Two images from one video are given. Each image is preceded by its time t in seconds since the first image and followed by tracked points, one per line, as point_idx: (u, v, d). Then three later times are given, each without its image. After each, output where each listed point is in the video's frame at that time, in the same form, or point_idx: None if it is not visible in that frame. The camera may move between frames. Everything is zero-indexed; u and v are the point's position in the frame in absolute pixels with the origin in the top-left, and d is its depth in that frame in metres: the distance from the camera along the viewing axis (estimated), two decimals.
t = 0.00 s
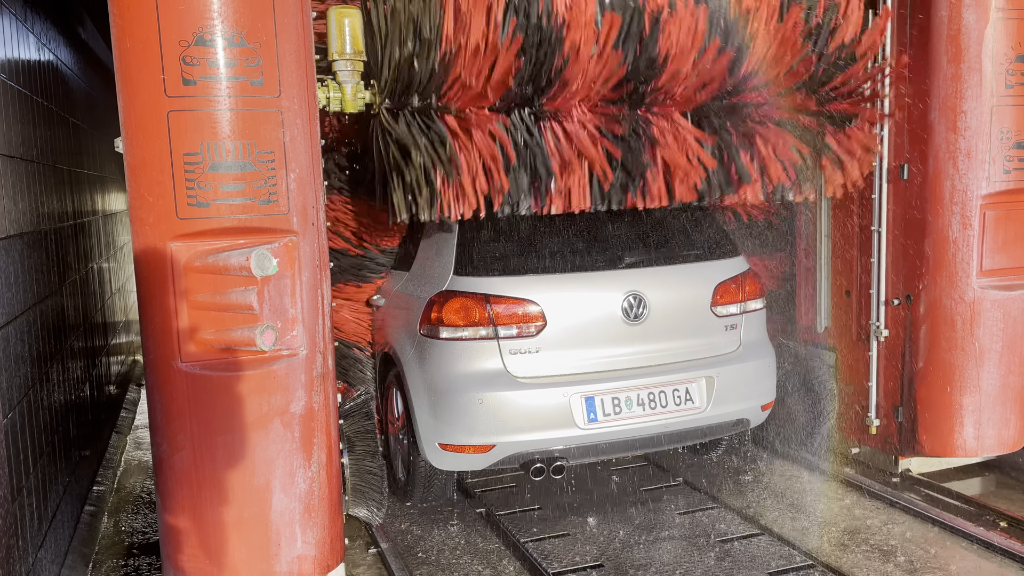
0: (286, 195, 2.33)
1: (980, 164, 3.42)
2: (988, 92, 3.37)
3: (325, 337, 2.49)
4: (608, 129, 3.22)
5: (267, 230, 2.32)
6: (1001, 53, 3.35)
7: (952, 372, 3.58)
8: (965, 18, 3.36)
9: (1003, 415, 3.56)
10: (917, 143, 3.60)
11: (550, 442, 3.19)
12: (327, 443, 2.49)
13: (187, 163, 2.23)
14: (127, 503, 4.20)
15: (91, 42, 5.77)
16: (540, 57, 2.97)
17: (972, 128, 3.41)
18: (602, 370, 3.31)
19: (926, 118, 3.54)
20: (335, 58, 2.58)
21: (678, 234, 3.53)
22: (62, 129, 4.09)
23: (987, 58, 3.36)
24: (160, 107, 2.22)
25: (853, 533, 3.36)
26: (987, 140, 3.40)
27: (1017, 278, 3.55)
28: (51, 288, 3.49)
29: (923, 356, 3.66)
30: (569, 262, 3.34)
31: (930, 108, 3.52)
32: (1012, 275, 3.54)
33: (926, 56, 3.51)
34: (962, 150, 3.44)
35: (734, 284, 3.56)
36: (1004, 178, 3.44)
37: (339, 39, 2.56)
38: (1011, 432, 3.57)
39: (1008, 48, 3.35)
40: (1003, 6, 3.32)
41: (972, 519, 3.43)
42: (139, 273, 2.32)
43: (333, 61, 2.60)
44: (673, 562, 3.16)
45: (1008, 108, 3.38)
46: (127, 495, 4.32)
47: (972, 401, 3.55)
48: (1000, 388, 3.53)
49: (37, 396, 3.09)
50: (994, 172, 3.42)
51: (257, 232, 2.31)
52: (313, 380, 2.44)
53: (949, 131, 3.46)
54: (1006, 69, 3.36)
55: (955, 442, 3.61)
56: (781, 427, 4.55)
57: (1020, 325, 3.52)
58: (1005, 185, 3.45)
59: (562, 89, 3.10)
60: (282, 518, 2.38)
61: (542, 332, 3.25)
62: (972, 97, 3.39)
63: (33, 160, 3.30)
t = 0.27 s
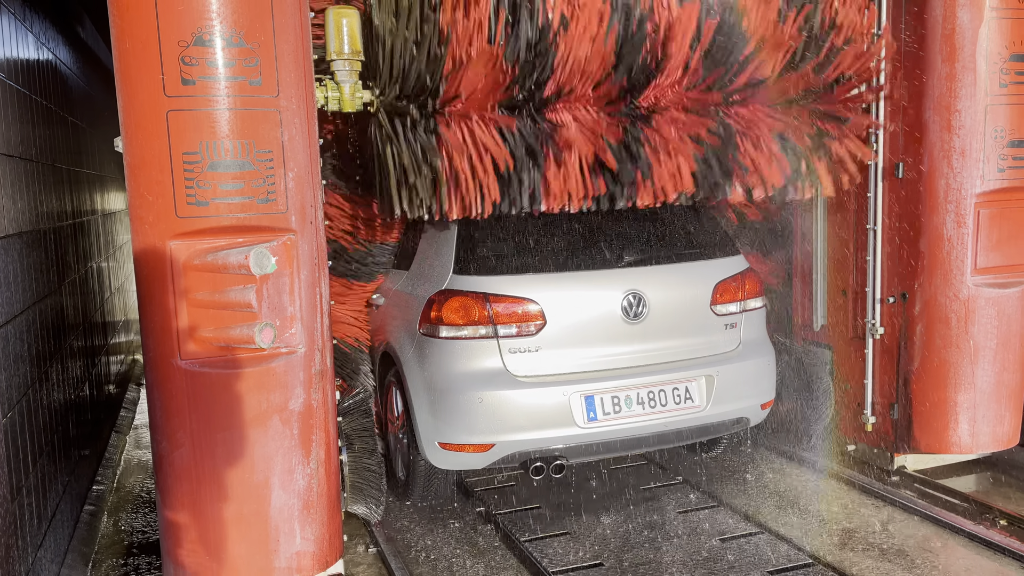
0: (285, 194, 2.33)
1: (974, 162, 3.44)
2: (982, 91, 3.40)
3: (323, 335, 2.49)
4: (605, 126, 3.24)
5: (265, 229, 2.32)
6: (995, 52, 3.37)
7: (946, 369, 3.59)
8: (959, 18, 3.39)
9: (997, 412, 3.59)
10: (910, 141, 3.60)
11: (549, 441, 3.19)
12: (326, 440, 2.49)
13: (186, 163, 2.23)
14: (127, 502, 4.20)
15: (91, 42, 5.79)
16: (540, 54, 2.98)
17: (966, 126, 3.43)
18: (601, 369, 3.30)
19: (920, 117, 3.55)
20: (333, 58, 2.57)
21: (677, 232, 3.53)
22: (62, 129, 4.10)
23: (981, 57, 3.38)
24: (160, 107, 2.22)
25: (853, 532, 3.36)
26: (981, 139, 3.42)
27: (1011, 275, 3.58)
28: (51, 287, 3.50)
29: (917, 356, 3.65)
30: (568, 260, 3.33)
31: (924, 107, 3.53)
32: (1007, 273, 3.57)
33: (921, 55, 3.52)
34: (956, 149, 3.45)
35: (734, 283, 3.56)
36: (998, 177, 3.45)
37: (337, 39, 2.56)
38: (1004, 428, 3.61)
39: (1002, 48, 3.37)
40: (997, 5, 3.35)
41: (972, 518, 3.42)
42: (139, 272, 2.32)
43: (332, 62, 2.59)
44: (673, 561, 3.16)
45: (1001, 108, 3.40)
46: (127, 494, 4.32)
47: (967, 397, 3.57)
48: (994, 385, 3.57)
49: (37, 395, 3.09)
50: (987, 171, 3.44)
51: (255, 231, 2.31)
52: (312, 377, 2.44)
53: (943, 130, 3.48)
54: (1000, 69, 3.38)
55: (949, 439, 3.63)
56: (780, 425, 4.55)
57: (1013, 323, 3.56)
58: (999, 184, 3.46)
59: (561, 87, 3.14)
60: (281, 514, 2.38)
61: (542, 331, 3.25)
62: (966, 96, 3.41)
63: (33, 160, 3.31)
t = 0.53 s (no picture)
0: (284, 193, 2.34)
1: (971, 161, 3.48)
2: (979, 89, 3.43)
3: (322, 333, 2.49)
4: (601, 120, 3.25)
5: (265, 227, 2.32)
6: (991, 51, 3.41)
7: (943, 366, 3.64)
8: (955, 17, 3.42)
9: (993, 409, 3.66)
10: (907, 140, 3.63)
11: (549, 439, 3.18)
12: (325, 437, 2.51)
13: (186, 161, 2.23)
14: (127, 501, 4.20)
15: (91, 41, 5.80)
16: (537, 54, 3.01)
17: (963, 125, 3.46)
18: (601, 367, 3.30)
19: (917, 117, 3.57)
20: (332, 48, 2.63)
21: (679, 230, 3.53)
22: (61, 128, 4.10)
23: (977, 56, 3.41)
24: (160, 106, 2.22)
25: (854, 531, 3.36)
26: (978, 137, 3.46)
27: (1008, 273, 3.62)
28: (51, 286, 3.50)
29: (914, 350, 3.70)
30: (568, 259, 3.33)
31: (920, 107, 3.56)
32: (1004, 271, 3.61)
33: (917, 56, 3.54)
34: (953, 148, 3.49)
35: (734, 281, 3.56)
36: (995, 175, 3.50)
37: (335, 29, 2.62)
38: (1001, 426, 3.69)
39: (997, 46, 3.41)
40: (994, 5, 3.38)
41: (972, 516, 3.43)
42: (139, 271, 2.32)
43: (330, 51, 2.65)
44: (673, 559, 3.16)
45: (998, 106, 3.44)
46: (127, 493, 4.32)
47: (962, 394, 3.63)
48: (990, 382, 3.64)
49: (37, 394, 3.09)
50: (984, 170, 3.49)
51: (255, 230, 2.31)
52: (311, 375, 2.45)
53: (940, 129, 3.51)
54: (996, 67, 3.42)
55: (946, 436, 3.68)
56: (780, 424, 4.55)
57: (1010, 320, 3.62)
58: (996, 182, 3.51)
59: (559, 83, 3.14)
60: (280, 511, 2.40)
61: (542, 330, 3.25)
62: (963, 95, 3.44)
63: (33, 158, 3.31)
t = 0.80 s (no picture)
0: (284, 191, 2.34)
1: (970, 159, 3.50)
2: (978, 88, 3.45)
3: (322, 331, 2.50)
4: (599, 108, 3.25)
5: (265, 226, 2.32)
6: (990, 50, 3.42)
7: (941, 365, 3.66)
8: (955, 16, 3.44)
9: (992, 408, 3.67)
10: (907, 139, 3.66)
11: (550, 438, 3.19)
12: (325, 435, 2.51)
13: (186, 160, 2.23)
14: (127, 499, 4.21)
15: (91, 40, 5.80)
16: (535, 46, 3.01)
17: (963, 123, 3.49)
18: (601, 366, 3.30)
19: (916, 115, 3.61)
20: (331, 36, 2.67)
21: (679, 229, 3.54)
22: (62, 126, 4.10)
23: (977, 55, 3.43)
24: (160, 104, 2.22)
25: (853, 529, 3.36)
26: (977, 135, 3.48)
27: (1007, 272, 3.63)
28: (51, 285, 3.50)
29: (914, 349, 3.72)
30: (568, 257, 3.34)
31: (920, 104, 3.59)
32: (1004, 269, 3.62)
33: (918, 54, 3.58)
34: (952, 146, 3.51)
35: (734, 279, 3.56)
36: (994, 174, 3.52)
37: (335, 18, 2.65)
38: (1000, 424, 3.70)
39: (997, 45, 3.42)
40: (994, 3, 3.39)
41: (973, 515, 3.43)
42: (139, 269, 2.32)
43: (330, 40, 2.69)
44: (674, 558, 3.16)
45: (997, 104, 3.46)
46: (127, 492, 4.32)
47: (962, 393, 3.64)
48: (989, 381, 3.65)
49: (36, 393, 3.09)
50: (983, 168, 3.51)
51: (255, 228, 2.31)
52: (311, 373, 2.45)
53: (939, 128, 3.54)
54: (996, 66, 3.44)
55: (945, 435, 3.70)
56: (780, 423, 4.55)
57: (1008, 319, 3.63)
58: (995, 181, 3.53)
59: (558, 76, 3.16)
60: (280, 508, 2.41)
61: (542, 328, 3.25)
62: (963, 93, 3.47)
63: (33, 156, 3.30)
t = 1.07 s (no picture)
0: (283, 190, 2.34)
1: (966, 159, 3.49)
2: (975, 88, 3.44)
3: (321, 330, 2.50)
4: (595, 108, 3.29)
5: (264, 225, 2.32)
6: (988, 50, 3.42)
7: (939, 364, 3.66)
8: (952, 16, 3.42)
9: (989, 406, 3.68)
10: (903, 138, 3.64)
11: (549, 437, 3.19)
12: (324, 433, 2.52)
13: (186, 159, 2.24)
14: (127, 498, 4.21)
15: (91, 39, 5.80)
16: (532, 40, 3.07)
17: (959, 123, 3.47)
18: (601, 365, 3.31)
19: (913, 114, 3.57)
20: (331, 36, 2.67)
21: (679, 228, 3.54)
22: (61, 125, 4.10)
23: (974, 55, 3.42)
24: (159, 103, 2.22)
25: (852, 529, 3.36)
26: (974, 135, 3.47)
27: (1003, 271, 3.65)
28: (50, 284, 3.50)
29: (913, 349, 3.71)
30: (567, 257, 3.34)
31: (917, 105, 3.55)
32: (1000, 269, 3.63)
33: (913, 54, 3.55)
34: (950, 146, 3.50)
35: (734, 279, 3.56)
36: (990, 174, 3.52)
37: (334, 18, 2.65)
38: (996, 423, 3.71)
39: (994, 45, 3.42)
40: (990, 4, 3.39)
41: (972, 514, 3.43)
42: (139, 268, 2.32)
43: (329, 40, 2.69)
44: (673, 557, 3.16)
45: (994, 104, 3.46)
46: (127, 491, 4.32)
47: (959, 391, 3.65)
48: (986, 380, 3.66)
49: (37, 392, 3.10)
50: (980, 168, 3.50)
51: (255, 227, 2.31)
52: (310, 371, 2.46)
53: (936, 127, 3.51)
54: (992, 66, 3.44)
55: (942, 434, 3.70)
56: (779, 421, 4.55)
57: (1005, 318, 3.65)
58: (992, 181, 3.54)
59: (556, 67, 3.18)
60: (280, 506, 2.41)
61: (542, 327, 3.25)
62: (960, 94, 3.45)
63: (33, 156, 3.30)
